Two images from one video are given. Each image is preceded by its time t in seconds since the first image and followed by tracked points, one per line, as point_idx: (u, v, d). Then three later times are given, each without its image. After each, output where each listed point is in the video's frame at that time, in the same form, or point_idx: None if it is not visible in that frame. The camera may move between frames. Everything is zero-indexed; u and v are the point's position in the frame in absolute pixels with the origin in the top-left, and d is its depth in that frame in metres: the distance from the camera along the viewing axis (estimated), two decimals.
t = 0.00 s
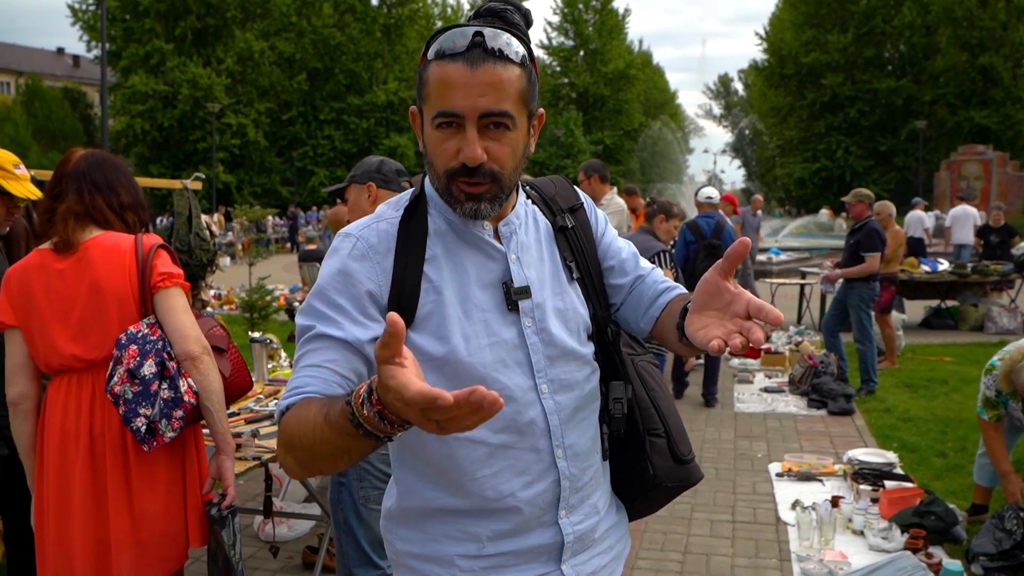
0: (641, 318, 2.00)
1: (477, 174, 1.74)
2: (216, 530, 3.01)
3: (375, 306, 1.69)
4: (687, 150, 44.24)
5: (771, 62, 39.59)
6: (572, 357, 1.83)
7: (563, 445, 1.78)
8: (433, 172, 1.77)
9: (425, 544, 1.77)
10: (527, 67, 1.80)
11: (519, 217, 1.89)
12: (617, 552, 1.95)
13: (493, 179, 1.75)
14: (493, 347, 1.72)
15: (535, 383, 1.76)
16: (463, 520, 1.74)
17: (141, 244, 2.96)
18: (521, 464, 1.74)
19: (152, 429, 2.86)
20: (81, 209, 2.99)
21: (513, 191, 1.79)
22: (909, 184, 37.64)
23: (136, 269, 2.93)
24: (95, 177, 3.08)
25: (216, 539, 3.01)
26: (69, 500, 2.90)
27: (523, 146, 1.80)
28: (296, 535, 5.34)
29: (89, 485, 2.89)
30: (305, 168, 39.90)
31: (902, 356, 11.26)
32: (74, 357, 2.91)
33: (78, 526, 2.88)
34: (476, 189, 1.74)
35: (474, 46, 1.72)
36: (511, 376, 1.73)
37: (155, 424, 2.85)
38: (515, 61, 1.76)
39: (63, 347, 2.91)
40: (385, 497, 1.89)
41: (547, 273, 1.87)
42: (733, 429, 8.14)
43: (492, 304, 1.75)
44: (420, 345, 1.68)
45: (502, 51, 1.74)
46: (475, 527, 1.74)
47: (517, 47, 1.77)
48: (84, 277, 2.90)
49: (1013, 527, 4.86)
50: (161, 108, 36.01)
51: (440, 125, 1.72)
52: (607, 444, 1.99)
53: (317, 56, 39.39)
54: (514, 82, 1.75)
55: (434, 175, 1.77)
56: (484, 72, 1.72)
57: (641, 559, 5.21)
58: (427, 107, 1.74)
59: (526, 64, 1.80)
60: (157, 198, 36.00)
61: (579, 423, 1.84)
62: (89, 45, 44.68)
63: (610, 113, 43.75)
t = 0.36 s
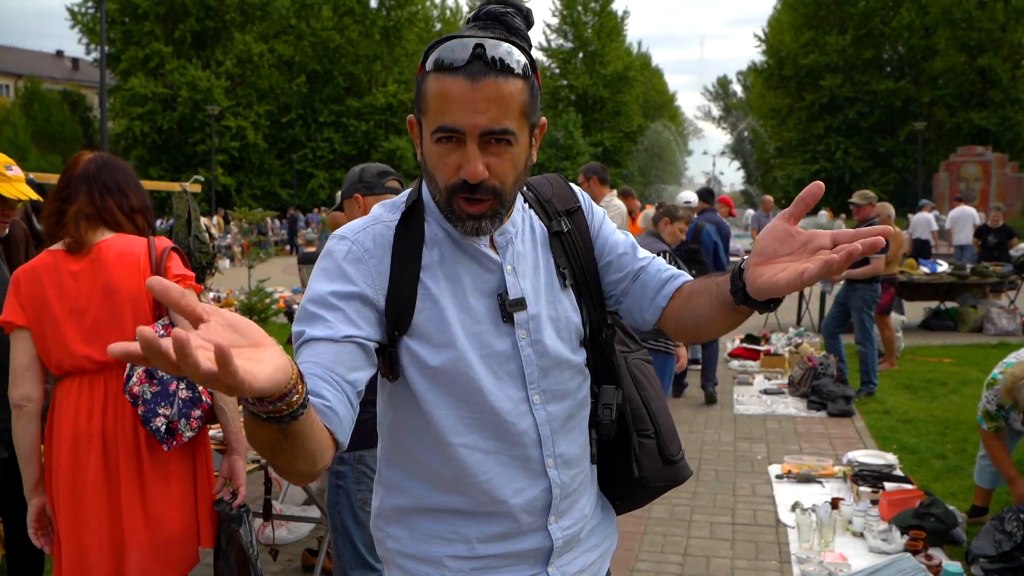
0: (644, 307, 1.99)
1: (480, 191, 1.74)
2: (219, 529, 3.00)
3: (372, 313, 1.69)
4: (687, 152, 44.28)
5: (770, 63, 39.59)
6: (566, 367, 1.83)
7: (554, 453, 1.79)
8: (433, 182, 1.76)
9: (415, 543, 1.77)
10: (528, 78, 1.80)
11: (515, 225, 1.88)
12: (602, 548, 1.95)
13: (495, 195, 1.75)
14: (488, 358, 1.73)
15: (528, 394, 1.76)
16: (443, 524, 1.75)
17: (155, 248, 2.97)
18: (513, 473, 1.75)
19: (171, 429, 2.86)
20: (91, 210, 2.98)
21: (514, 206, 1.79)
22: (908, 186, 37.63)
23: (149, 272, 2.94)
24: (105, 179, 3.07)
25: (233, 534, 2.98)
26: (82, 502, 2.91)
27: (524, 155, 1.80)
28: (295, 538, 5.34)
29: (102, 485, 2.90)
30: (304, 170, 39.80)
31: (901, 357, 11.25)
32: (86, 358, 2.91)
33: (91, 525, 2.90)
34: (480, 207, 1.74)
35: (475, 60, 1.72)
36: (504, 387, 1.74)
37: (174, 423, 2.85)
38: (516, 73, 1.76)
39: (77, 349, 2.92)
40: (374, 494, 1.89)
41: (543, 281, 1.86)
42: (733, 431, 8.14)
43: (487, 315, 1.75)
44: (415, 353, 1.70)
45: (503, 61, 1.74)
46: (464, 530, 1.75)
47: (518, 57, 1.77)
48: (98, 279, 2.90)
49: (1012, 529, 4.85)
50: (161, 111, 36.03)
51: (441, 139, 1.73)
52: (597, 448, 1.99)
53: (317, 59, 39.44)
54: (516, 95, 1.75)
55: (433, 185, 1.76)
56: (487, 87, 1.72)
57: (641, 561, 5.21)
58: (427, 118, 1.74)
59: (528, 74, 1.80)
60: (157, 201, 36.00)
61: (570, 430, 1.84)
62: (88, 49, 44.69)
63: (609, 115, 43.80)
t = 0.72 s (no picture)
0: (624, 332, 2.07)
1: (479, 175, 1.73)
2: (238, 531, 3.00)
3: (371, 317, 1.69)
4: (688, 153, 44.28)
5: (771, 65, 39.56)
6: (569, 372, 1.83)
7: (555, 458, 1.79)
8: (429, 174, 1.76)
9: (413, 555, 1.77)
10: (522, 68, 1.80)
11: (517, 227, 1.89)
12: (607, 563, 1.95)
13: (498, 181, 1.75)
14: (489, 361, 1.72)
15: (531, 396, 1.76)
16: (439, 536, 1.75)
17: (176, 252, 3.03)
18: (515, 477, 1.75)
19: (198, 430, 2.92)
20: (118, 212, 3.02)
21: (516, 194, 1.79)
22: (909, 186, 37.61)
23: (172, 276, 3.00)
24: (132, 183, 3.13)
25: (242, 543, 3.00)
26: (101, 501, 2.91)
27: (523, 146, 1.80)
28: (298, 540, 5.35)
29: (122, 488, 2.91)
30: (305, 172, 39.77)
31: (903, 358, 11.23)
32: (108, 359, 2.93)
33: (111, 530, 2.89)
34: (479, 192, 1.74)
35: (467, 50, 1.72)
36: (505, 389, 1.74)
37: (199, 424, 2.91)
38: (510, 63, 1.76)
39: (97, 350, 2.92)
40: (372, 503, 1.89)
41: (546, 284, 1.86)
42: (736, 432, 8.13)
43: (490, 315, 1.75)
44: (415, 355, 1.70)
45: (496, 55, 1.75)
46: (463, 540, 1.75)
47: (511, 51, 1.77)
48: (121, 281, 2.93)
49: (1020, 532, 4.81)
50: (162, 113, 36.08)
51: (437, 132, 1.72)
52: (600, 456, 1.99)
53: (318, 61, 39.48)
54: (510, 85, 1.75)
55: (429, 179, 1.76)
56: (479, 76, 1.73)
57: (644, 563, 5.21)
58: (424, 112, 1.74)
59: (522, 67, 1.79)
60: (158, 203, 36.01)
61: (573, 435, 1.84)
62: (89, 52, 44.77)
63: (610, 116, 43.87)
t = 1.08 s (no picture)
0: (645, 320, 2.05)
1: (483, 157, 1.73)
2: (255, 523, 3.07)
3: (370, 309, 1.68)
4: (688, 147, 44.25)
5: (772, 58, 39.48)
6: (571, 367, 1.83)
7: (555, 453, 1.78)
8: (434, 162, 1.76)
9: (414, 552, 1.77)
10: (527, 54, 1.80)
11: (518, 220, 1.89)
12: (607, 559, 1.95)
13: (500, 162, 1.74)
14: (490, 353, 1.71)
15: (532, 390, 1.75)
16: (440, 535, 1.75)
17: (190, 248, 3.07)
18: (514, 474, 1.74)
19: (216, 425, 2.97)
20: (135, 208, 3.03)
21: (519, 177, 1.78)
22: (910, 180, 37.62)
23: (186, 272, 3.04)
24: (145, 179, 3.13)
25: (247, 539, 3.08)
26: (113, 499, 2.90)
27: (527, 131, 1.80)
28: (301, 535, 5.35)
29: (133, 485, 2.91)
30: (306, 167, 39.70)
31: (904, 351, 11.21)
32: (122, 354, 2.92)
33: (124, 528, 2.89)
34: (481, 174, 1.73)
35: (476, 30, 1.72)
36: (506, 382, 1.73)
37: (219, 419, 2.96)
38: (516, 47, 1.76)
39: (111, 345, 2.91)
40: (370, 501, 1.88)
41: (546, 276, 1.85)
42: (737, 426, 8.12)
43: (491, 307, 1.75)
44: (416, 349, 1.69)
45: (501, 38, 1.74)
46: (465, 536, 1.75)
47: (516, 36, 1.76)
48: (136, 277, 2.94)
49: None
50: (162, 109, 36.07)
51: (443, 110, 1.73)
52: (600, 452, 1.98)
53: (318, 56, 39.43)
54: (517, 66, 1.75)
55: (436, 168, 1.75)
56: (488, 56, 1.73)
57: (645, 556, 5.21)
58: (430, 93, 1.74)
59: (527, 51, 1.79)
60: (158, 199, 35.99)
61: (574, 431, 1.83)
62: (89, 47, 44.71)
63: (610, 111, 43.80)
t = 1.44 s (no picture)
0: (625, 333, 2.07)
1: (487, 157, 1.72)
2: (248, 528, 3.21)
3: (373, 313, 1.66)
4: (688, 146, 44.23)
5: (772, 56, 39.47)
6: (577, 367, 1.84)
7: (559, 452, 1.78)
8: (439, 162, 1.75)
9: (415, 556, 1.77)
10: (533, 51, 1.80)
11: (525, 217, 1.88)
12: (606, 557, 1.95)
13: (506, 162, 1.74)
14: (498, 354, 1.71)
15: (540, 389, 1.76)
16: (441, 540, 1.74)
17: (189, 249, 3.10)
18: (517, 473, 1.74)
19: (214, 425, 2.98)
20: (137, 206, 3.04)
21: (523, 179, 1.78)
22: (910, 178, 37.63)
23: (185, 272, 3.07)
24: (145, 179, 3.15)
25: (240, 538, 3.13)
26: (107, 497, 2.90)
27: (531, 129, 1.79)
28: (300, 535, 5.34)
29: (128, 483, 2.91)
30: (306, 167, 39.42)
31: (904, 350, 11.21)
32: (116, 351, 2.92)
33: (118, 527, 2.89)
34: (487, 174, 1.73)
35: (479, 26, 1.72)
36: (514, 381, 1.73)
37: (216, 420, 2.98)
38: (520, 43, 1.76)
39: (107, 341, 2.91)
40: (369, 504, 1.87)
41: (554, 275, 1.85)
42: (737, 425, 8.11)
43: (499, 307, 1.74)
44: (419, 352, 1.68)
45: (507, 34, 1.74)
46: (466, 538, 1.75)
47: (522, 32, 1.77)
48: (136, 275, 2.95)
49: None
50: (161, 108, 36.08)
51: (447, 108, 1.72)
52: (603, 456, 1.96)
53: (317, 55, 39.40)
54: (522, 63, 1.75)
55: (439, 170, 1.75)
56: (493, 52, 1.72)
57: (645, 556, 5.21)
58: (433, 91, 1.73)
59: (532, 47, 1.79)
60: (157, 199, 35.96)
61: (577, 430, 1.83)
62: (88, 47, 44.67)
63: (610, 109, 43.75)
